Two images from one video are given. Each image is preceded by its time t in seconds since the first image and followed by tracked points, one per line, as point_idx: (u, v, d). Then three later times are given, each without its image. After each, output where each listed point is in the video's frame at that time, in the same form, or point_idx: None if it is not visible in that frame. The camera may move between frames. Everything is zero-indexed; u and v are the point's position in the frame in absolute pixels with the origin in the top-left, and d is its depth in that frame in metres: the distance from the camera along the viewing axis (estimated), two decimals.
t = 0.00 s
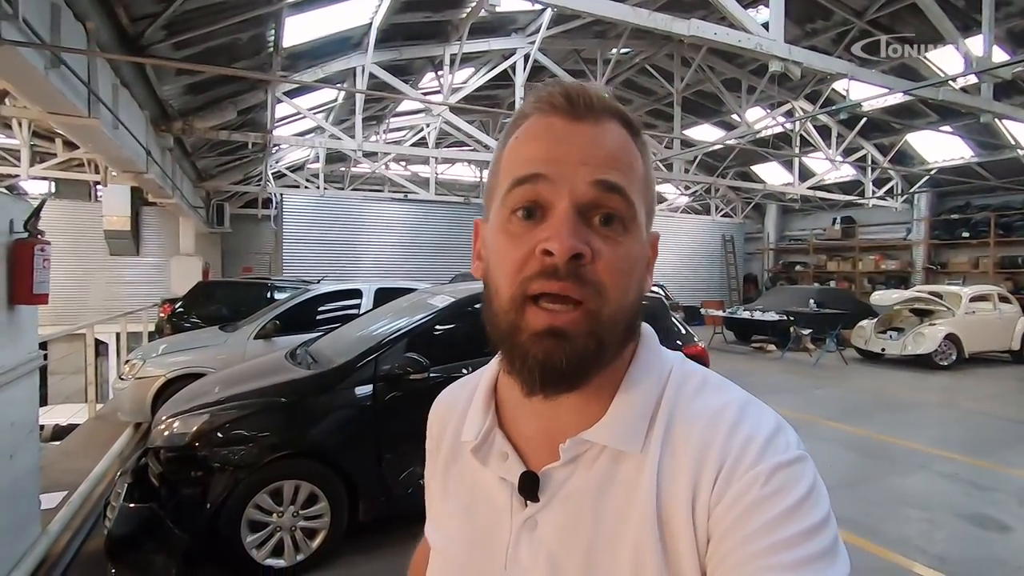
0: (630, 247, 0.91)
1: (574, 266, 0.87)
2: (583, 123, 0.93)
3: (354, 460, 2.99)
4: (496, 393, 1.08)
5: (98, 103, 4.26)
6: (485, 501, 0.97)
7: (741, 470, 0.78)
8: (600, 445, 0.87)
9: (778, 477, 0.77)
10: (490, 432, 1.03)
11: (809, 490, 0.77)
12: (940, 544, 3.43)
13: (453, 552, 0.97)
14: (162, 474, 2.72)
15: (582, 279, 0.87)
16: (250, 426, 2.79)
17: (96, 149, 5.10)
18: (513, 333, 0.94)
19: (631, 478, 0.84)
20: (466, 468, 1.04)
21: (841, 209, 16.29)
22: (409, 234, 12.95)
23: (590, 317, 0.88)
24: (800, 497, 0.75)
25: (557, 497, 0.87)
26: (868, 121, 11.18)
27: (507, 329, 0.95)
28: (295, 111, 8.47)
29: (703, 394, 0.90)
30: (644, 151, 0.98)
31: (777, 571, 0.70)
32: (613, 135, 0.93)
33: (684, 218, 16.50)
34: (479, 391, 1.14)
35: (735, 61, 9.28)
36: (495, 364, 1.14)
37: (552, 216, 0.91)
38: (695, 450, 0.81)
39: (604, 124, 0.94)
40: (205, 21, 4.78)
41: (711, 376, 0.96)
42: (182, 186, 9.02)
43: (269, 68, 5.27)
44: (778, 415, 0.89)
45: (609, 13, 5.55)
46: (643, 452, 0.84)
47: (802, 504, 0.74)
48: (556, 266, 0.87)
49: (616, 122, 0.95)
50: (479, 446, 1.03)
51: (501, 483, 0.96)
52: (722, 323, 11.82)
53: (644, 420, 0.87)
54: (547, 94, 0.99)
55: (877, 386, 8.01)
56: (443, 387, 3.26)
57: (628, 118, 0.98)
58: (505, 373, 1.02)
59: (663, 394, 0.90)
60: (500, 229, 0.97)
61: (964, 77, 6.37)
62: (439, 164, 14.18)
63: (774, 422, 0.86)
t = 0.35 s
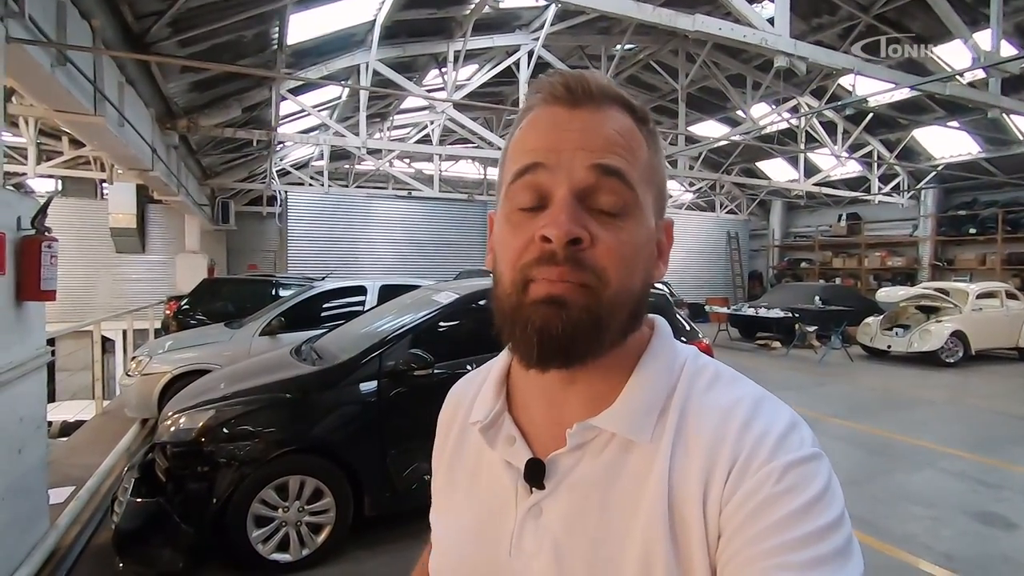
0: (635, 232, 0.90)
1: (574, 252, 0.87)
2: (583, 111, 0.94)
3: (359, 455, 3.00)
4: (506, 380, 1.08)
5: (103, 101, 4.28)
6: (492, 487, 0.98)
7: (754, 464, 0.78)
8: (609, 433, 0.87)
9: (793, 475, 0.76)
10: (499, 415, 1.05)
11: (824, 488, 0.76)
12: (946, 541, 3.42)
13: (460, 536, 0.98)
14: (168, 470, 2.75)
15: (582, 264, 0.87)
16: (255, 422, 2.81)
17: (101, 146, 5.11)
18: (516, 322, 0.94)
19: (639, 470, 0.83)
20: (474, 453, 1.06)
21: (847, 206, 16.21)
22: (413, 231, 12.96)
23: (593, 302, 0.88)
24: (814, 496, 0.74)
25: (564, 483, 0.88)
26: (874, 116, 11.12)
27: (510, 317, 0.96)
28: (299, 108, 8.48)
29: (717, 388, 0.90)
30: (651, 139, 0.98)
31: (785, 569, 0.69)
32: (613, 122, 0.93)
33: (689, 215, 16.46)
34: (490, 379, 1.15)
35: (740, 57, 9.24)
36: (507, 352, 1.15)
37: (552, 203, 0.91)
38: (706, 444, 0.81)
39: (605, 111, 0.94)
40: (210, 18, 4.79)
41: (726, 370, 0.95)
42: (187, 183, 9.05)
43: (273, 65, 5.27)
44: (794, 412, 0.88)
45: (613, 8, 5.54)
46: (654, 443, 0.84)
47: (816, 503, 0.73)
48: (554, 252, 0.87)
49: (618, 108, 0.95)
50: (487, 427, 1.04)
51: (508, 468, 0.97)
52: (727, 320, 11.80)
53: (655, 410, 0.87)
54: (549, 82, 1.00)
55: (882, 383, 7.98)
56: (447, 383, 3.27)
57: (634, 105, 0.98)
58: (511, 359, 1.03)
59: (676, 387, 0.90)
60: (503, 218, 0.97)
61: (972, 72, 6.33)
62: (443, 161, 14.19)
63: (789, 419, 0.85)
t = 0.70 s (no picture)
0: (651, 252, 0.89)
1: (590, 280, 0.87)
2: (599, 125, 0.91)
3: (359, 456, 2.99)
4: (515, 385, 1.07)
5: (102, 101, 4.26)
6: (502, 495, 0.97)
7: (770, 469, 0.77)
8: (621, 441, 0.86)
9: (808, 479, 0.75)
10: (507, 425, 1.04)
11: (841, 492, 0.76)
12: (947, 542, 3.41)
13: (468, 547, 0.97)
14: (168, 472, 2.73)
15: (596, 291, 0.87)
16: (255, 423, 2.79)
17: (99, 146, 5.09)
18: (530, 341, 0.94)
19: (653, 476, 0.83)
20: (484, 460, 1.05)
21: (847, 205, 16.21)
22: (412, 231, 12.94)
23: (606, 329, 0.88)
24: (830, 499, 0.73)
25: (576, 494, 0.87)
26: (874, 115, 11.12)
27: (524, 335, 0.95)
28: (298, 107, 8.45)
29: (729, 391, 0.89)
30: (668, 146, 0.96)
31: None
32: (632, 137, 0.91)
33: (688, 214, 16.46)
34: (498, 383, 1.14)
35: (739, 56, 9.23)
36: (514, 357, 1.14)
37: (567, 226, 0.90)
38: (719, 449, 0.80)
39: (623, 124, 0.91)
40: (208, 17, 4.77)
41: (736, 374, 0.95)
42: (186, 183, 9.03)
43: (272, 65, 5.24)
44: (807, 415, 0.88)
45: (613, 8, 5.52)
46: (667, 451, 0.83)
47: (833, 507, 0.72)
48: (569, 280, 0.87)
49: (635, 120, 0.92)
50: (495, 440, 1.03)
51: (518, 478, 0.97)
52: (726, 320, 11.81)
53: (668, 417, 0.86)
54: (564, 91, 0.97)
55: (882, 383, 7.98)
56: (447, 383, 3.26)
57: (650, 114, 0.95)
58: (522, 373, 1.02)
59: (688, 392, 0.89)
60: (514, 237, 0.96)
61: (972, 71, 6.31)
62: (442, 161, 14.17)
63: (802, 422, 0.85)
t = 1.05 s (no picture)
0: (647, 250, 0.89)
1: (588, 276, 0.86)
2: (596, 122, 0.91)
3: (360, 455, 2.98)
4: (514, 390, 1.07)
5: (100, 99, 4.25)
6: (504, 500, 0.96)
7: (767, 468, 0.76)
8: (620, 445, 0.86)
9: (805, 479, 0.74)
10: (508, 430, 1.03)
11: (837, 490, 0.75)
12: (948, 537, 3.41)
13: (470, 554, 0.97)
14: (170, 472, 2.73)
15: (595, 287, 0.86)
16: (256, 422, 2.79)
17: (98, 145, 5.07)
18: (528, 341, 0.93)
19: (652, 478, 0.82)
20: (485, 465, 1.04)
21: (846, 200, 16.20)
22: (411, 228, 12.92)
23: (605, 326, 0.87)
24: (827, 498, 0.72)
25: (576, 499, 0.86)
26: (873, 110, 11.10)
27: (523, 335, 0.94)
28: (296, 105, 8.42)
29: (726, 392, 0.88)
30: (661, 146, 0.95)
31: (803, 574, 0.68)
32: (629, 133, 0.90)
33: (688, 210, 16.44)
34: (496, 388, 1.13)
35: (739, 51, 9.20)
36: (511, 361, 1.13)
37: (564, 223, 0.89)
38: (718, 450, 0.80)
39: (618, 122, 0.91)
40: (205, 15, 4.75)
41: (733, 374, 0.94)
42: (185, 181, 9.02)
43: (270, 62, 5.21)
44: (804, 414, 0.87)
45: (612, 3, 5.50)
46: (665, 453, 0.83)
47: (830, 506, 0.71)
48: (569, 277, 0.86)
49: (631, 117, 0.92)
50: (496, 445, 1.02)
51: (519, 483, 0.96)
52: (726, 315, 11.81)
53: (666, 418, 0.85)
54: (559, 90, 0.96)
55: (882, 378, 7.98)
56: (448, 381, 3.26)
57: (644, 112, 0.95)
58: (522, 373, 1.02)
59: (684, 392, 0.89)
60: (512, 235, 0.95)
61: (973, 65, 6.28)
62: (441, 158, 14.13)
63: (799, 421, 0.84)
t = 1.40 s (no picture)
0: (632, 244, 0.87)
1: (573, 267, 0.84)
2: (579, 119, 0.90)
3: (363, 451, 2.97)
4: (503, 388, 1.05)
5: (100, 93, 4.22)
6: (493, 499, 0.94)
7: (754, 466, 0.75)
8: (607, 443, 0.84)
9: (790, 476, 0.73)
10: (498, 427, 1.01)
11: (823, 487, 0.73)
12: (951, 534, 3.40)
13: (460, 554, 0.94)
14: (172, 467, 2.72)
15: (580, 279, 0.85)
16: (257, 418, 2.78)
17: (99, 139, 5.05)
18: (514, 337, 0.91)
19: (641, 476, 0.81)
20: (476, 465, 1.02)
21: (849, 195, 16.14)
22: (412, 223, 12.89)
23: (591, 319, 0.85)
24: (813, 495, 0.71)
25: (564, 497, 0.85)
26: (877, 105, 11.04)
27: (509, 330, 0.92)
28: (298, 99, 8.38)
29: (712, 390, 0.87)
30: (646, 144, 0.94)
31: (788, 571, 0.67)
32: (611, 129, 0.89)
33: (691, 205, 16.39)
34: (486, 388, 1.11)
35: (742, 44, 9.13)
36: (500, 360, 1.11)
37: (549, 217, 0.88)
38: (704, 447, 0.78)
39: (601, 119, 0.90)
40: (206, 8, 4.70)
41: (720, 372, 0.92)
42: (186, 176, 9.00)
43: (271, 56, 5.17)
44: (791, 412, 0.85)
45: None
46: (652, 450, 0.81)
47: (815, 502, 0.70)
48: (554, 268, 0.84)
49: (613, 114, 0.91)
50: (486, 443, 0.99)
51: (508, 482, 0.94)
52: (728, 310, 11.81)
53: (653, 416, 0.84)
54: (544, 88, 0.95)
55: (885, 373, 7.97)
56: (450, 377, 3.24)
57: (627, 112, 0.94)
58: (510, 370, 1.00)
59: (671, 390, 0.87)
60: (498, 231, 0.94)
61: (981, 59, 6.23)
62: (443, 152, 14.09)
63: (785, 419, 0.83)
